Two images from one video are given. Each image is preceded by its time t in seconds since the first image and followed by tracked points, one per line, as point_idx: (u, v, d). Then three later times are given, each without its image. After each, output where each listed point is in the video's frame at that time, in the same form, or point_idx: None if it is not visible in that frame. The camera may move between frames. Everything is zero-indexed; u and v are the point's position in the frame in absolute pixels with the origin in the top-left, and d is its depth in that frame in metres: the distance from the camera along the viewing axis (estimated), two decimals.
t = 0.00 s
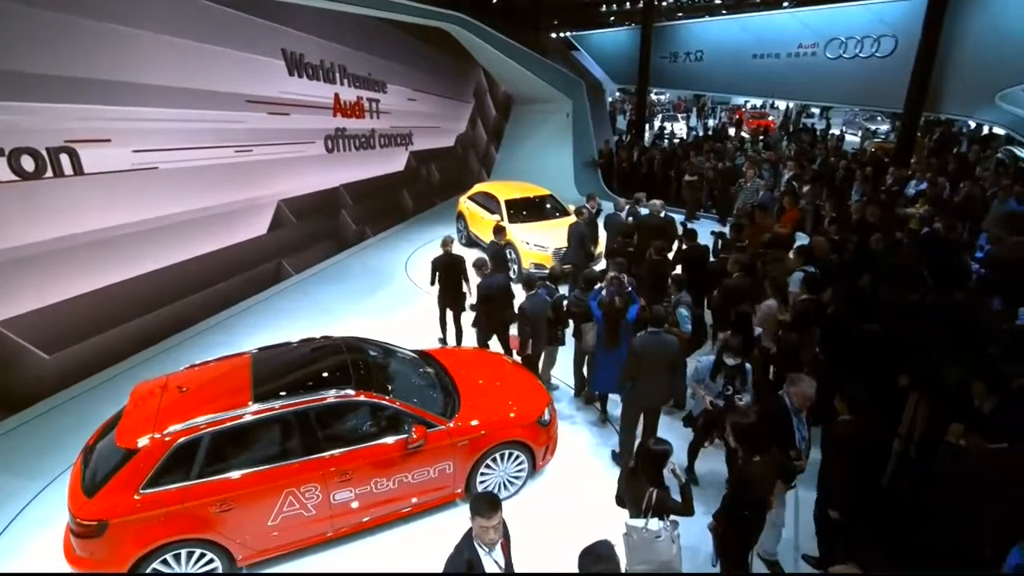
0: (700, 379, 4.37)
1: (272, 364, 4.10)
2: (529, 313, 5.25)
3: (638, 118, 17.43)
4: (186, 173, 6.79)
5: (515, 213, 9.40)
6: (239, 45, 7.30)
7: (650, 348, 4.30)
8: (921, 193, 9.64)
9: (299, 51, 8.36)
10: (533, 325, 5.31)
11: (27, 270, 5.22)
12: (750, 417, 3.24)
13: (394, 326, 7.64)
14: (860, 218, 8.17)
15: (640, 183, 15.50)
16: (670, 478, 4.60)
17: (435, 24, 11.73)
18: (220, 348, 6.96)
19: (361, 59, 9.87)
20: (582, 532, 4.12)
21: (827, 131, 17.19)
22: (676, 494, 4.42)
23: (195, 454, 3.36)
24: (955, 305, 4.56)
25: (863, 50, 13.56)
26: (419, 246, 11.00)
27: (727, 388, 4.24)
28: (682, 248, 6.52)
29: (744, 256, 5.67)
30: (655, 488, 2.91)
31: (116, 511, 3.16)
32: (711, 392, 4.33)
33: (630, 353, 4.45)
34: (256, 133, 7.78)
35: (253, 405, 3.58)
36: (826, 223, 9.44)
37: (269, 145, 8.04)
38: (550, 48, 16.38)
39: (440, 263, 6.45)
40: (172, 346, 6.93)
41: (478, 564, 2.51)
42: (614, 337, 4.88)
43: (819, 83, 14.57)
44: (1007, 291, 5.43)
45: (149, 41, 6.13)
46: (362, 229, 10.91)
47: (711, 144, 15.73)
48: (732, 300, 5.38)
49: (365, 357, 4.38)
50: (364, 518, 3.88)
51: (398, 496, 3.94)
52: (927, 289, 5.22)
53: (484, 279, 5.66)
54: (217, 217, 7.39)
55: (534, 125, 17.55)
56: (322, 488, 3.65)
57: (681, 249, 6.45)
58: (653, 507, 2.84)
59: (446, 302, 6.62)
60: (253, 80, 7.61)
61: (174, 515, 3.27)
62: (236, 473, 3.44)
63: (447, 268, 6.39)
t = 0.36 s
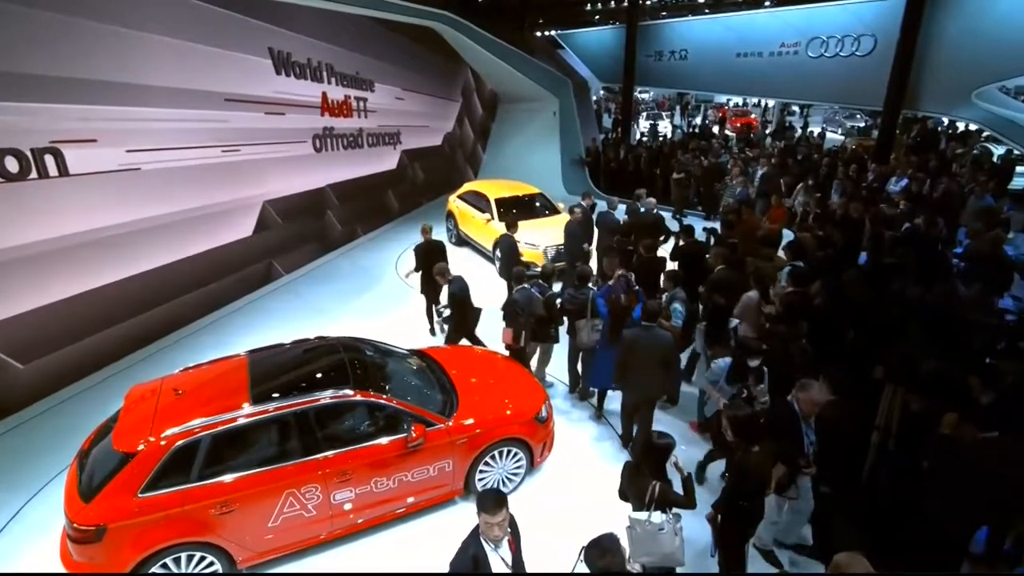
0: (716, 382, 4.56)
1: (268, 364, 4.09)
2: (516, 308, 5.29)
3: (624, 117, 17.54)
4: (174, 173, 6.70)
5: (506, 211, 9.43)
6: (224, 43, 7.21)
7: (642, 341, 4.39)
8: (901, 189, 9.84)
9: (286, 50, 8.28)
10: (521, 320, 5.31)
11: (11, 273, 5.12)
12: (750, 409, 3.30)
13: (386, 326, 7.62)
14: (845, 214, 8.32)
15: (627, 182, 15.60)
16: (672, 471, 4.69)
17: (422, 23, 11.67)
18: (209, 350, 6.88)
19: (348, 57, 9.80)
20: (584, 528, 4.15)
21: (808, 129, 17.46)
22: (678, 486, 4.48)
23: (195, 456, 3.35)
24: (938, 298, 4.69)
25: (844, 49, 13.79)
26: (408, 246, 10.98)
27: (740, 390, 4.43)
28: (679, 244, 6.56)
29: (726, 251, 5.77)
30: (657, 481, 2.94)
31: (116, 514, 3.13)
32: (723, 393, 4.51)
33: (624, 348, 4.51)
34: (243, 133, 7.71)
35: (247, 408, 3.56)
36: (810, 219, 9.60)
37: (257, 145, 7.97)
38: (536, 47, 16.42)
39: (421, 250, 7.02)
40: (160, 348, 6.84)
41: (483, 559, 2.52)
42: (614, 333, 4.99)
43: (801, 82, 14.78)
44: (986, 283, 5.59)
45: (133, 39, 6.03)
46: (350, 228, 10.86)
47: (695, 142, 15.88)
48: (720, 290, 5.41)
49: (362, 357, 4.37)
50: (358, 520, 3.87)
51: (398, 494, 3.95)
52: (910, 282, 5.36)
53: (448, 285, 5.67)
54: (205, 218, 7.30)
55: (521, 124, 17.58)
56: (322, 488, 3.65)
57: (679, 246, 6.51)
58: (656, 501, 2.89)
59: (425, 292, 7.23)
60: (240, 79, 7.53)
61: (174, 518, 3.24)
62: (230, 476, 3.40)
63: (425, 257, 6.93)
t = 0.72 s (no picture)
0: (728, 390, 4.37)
1: (269, 361, 4.09)
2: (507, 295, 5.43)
3: (616, 115, 17.58)
4: (168, 172, 6.65)
5: (501, 209, 9.45)
6: (218, 40, 7.16)
7: (638, 336, 4.44)
8: (890, 184, 9.97)
9: (279, 47, 8.24)
10: (507, 308, 5.48)
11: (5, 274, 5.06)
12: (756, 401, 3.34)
13: (383, 324, 7.62)
14: (836, 209, 8.42)
15: (620, 179, 15.67)
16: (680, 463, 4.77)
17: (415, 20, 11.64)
18: (205, 350, 6.83)
19: (342, 55, 9.76)
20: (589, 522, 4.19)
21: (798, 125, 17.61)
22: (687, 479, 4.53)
23: (200, 454, 3.35)
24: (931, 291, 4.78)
25: (833, 47, 13.93)
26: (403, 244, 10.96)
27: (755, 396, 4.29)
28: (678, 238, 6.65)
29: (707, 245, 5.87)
30: (662, 473, 2.98)
31: (122, 514, 3.12)
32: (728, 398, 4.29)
33: (621, 340, 4.57)
34: (237, 131, 7.66)
35: (246, 408, 3.55)
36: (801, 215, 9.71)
37: (251, 143, 7.93)
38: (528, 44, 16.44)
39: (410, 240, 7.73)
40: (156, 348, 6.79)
41: (495, 554, 2.56)
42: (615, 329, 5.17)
43: (790, 79, 14.90)
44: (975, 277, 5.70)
45: (126, 37, 5.98)
46: (345, 226, 10.85)
47: (687, 140, 15.95)
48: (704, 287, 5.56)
49: (363, 353, 4.38)
50: (363, 516, 3.88)
51: (402, 491, 3.97)
52: (902, 276, 5.45)
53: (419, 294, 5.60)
54: (199, 217, 7.26)
55: (513, 121, 17.58)
56: (327, 486, 3.66)
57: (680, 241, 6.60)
58: (663, 492, 2.91)
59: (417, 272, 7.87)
60: (234, 77, 7.49)
61: (180, 517, 3.24)
62: (233, 475, 3.40)
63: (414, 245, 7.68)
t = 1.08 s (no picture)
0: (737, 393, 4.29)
1: (272, 361, 4.09)
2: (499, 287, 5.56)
3: (608, 115, 17.65)
4: (163, 173, 6.61)
5: (497, 209, 9.47)
6: (212, 40, 7.12)
7: (639, 334, 4.49)
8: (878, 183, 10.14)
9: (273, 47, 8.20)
10: (499, 301, 5.62)
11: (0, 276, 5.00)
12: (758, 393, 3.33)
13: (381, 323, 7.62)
14: (828, 208, 8.51)
15: (612, 179, 15.75)
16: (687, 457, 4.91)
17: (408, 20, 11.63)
18: (202, 352, 6.79)
19: (335, 55, 9.74)
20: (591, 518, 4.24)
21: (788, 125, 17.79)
22: (694, 470, 4.66)
23: (205, 455, 3.34)
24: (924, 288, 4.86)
25: (822, 47, 14.07)
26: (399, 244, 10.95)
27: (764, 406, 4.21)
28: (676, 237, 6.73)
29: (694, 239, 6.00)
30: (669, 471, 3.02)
31: (128, 515, 3.12)
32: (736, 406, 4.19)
33: (623, 339, 4.61)
34: (232, 131, 7.63)
35: (246, 410, 3.52)
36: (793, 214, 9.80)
37: (246, 143, 7.90)
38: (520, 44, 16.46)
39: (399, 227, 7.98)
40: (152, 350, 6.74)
41: (506, 551, 2.57)
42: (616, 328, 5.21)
43: (780, 80, 15.03)
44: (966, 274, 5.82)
45: (119, 37, 5.93)
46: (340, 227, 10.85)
47: (679, 139, 16.05)
48: (689, 285, 5.75)
49: (366, 352, 4.39)
50: (368, 515, 3.90)
51: (406, 489, 3.98)
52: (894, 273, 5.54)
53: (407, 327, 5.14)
54: (195, 218, 7.21)
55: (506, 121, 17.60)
56: (332, 485, 3.67)
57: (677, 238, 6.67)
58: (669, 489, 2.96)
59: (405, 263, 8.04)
60: (228, 77, 7.46)
61: (186, 517, 3.24)
62: (239, 476, 3.40)
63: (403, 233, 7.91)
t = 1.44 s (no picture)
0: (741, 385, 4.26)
1: (273, 362, 4.09)
2: (491, 281, 5.66)
3: (598, 115, 17.72)
4: (155, 174, 6.55)
5: (490, 209, 9.49)
6: (203, 41, 7.07)
7: (637, 332, 4.54)
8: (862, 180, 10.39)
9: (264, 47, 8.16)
10: (490, 298, 5.71)
11: None
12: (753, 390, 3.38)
13: (376, 324, 7.61)
14: (817, 206, 8.63)
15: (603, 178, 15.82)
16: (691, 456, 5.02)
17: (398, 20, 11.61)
18: (196, 355, 6.74)
19: (327, 55, 9.70)
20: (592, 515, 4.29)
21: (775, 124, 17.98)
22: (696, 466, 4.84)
23: (207, 457, 3.34)
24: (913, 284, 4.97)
25: (809, 47, 14.24)
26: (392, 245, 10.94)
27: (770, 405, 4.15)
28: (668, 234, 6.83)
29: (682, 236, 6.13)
30: (672, 465, 3.05)
31: (131, 518, 3.10)
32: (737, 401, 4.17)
33: (619, 338, 4.65)
34: (224, 132, 7.58)
35: (242, 413, 3.50)
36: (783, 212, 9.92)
37: (238, 145, 7.86)
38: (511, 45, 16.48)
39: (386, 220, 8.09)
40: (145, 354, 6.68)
41: (514, 548, 2.58)
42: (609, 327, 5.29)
43: (767, 80, 15.18)
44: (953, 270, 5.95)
45: (109, 37, 5.87)
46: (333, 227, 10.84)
47: (669, 139, 16.15)
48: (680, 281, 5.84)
49: (366, 352, 4.40)
50: (370, 515, 3.91)
51: (408, 488, 4.00)
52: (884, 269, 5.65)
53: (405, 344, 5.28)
54: (188, 220, 7.17)
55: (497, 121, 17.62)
56: (334, 486, 3.68)
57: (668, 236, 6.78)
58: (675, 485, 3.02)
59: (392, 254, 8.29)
60: (220, 78, 7.41)
61: (188, 520, 3.23)
62: (242, 477, 3.40)
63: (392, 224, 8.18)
